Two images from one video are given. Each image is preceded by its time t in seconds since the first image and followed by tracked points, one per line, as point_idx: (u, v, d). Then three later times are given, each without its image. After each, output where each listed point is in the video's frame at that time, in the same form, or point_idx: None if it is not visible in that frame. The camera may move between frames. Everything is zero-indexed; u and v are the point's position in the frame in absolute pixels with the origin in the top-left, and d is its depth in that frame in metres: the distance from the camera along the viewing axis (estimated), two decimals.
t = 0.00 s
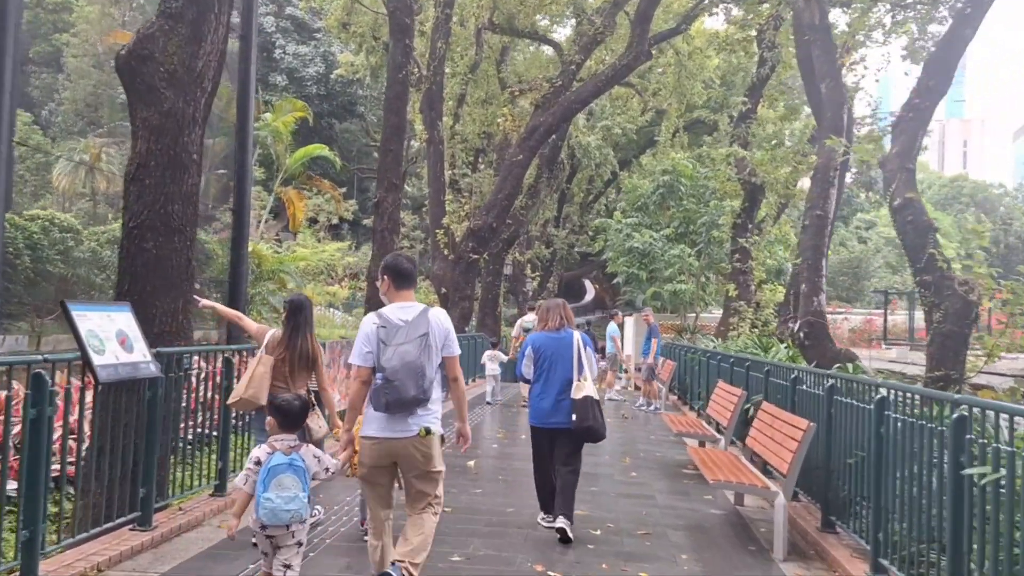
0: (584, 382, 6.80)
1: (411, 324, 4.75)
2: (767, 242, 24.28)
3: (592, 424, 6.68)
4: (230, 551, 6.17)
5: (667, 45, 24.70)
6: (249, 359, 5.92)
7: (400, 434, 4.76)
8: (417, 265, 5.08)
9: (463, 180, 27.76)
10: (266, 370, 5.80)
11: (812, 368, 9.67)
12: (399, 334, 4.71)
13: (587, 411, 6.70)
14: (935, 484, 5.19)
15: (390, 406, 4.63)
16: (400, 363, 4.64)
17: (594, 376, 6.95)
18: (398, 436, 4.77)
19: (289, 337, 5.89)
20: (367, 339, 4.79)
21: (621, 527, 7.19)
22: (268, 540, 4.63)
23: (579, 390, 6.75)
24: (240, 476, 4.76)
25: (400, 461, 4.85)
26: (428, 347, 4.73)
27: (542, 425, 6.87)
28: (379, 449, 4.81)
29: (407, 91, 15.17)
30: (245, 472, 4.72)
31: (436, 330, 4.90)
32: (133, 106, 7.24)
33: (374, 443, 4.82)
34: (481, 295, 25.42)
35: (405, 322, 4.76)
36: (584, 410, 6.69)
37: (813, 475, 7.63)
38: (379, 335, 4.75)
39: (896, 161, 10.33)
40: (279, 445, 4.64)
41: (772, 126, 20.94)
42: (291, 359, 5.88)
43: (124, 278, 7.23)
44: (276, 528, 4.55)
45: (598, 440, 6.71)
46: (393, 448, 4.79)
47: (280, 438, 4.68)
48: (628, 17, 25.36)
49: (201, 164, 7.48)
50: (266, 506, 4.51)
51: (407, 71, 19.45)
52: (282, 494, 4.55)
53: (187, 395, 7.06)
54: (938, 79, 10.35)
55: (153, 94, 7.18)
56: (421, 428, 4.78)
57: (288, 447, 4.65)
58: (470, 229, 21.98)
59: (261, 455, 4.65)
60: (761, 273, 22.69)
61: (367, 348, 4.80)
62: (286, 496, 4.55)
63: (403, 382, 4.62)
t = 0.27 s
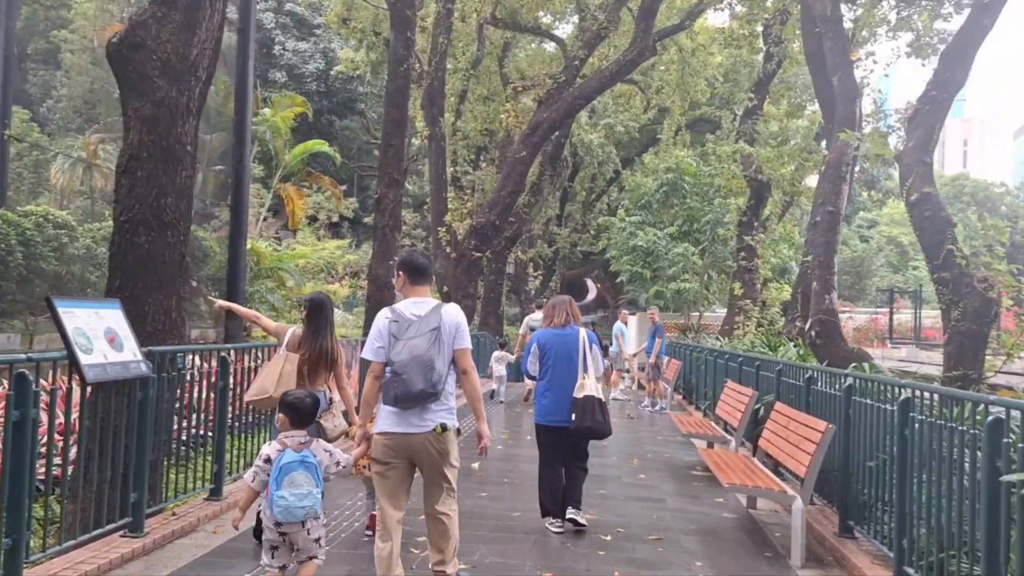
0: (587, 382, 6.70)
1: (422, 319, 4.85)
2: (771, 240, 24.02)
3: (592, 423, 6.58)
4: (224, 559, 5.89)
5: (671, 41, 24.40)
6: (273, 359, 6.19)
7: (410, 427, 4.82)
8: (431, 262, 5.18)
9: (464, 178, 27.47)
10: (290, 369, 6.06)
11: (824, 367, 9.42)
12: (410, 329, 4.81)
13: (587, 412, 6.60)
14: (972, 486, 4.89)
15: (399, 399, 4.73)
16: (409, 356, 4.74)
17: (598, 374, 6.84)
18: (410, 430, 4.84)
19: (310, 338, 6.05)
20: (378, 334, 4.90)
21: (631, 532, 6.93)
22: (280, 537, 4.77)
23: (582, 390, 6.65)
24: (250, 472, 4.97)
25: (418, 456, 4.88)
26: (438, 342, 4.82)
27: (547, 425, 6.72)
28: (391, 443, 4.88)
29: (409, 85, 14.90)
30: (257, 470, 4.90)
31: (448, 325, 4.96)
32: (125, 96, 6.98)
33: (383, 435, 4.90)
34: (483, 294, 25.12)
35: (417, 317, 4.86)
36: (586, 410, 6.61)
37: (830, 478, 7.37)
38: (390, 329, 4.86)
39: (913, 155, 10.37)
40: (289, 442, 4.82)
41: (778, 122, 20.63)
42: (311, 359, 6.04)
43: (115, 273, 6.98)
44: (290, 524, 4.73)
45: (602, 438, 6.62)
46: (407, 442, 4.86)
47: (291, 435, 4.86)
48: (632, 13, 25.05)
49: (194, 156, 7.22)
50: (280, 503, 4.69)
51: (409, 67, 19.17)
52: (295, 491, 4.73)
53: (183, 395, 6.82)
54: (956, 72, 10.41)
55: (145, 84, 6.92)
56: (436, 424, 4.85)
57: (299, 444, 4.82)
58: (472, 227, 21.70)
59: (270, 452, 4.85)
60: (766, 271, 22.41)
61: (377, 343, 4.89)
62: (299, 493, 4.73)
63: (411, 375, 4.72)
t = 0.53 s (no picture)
0: (595, 382, 6.41)
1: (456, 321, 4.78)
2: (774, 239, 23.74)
3: (599, 424, 6.28)
4: (216, 568, 5.62)
5: (672, 38, 24.10)
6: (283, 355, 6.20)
7: (441, 430, 4.76)
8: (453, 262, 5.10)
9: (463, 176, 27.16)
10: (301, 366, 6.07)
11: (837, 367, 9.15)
12: (445, 331, 4.73)
13: (595, 410, 6.31)
14: (1007, 486, 4.55)
15: (437, 403, 4.66)
16: (448, 360, 4.67)
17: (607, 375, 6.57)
18: (440, 434, 4.78)
19: (321, 333, 6.17)
20: (408, 336, 4.78)
21: (641, 537, 6.67)
22: (303, 537, 4.63)
23: (589, 390, 6.35)
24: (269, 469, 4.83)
25: (441, 458, 4.83)
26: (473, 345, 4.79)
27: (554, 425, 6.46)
28: (418, 446, 4.80)
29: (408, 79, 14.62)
30: (278, 468, 4.77)
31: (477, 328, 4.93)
32: (112, 83, 6.70)
33: (411, 438, 4.81)
34: (483, 293, 24.83)
35: (449, 319, 4.79)
36: (594, 410, 6.30)
37: (848, 483, 7.08)
38: (423, 332, 4.75)
39: (928, 146, 10.19)
40: (311, 440, 4.69)
41: (782, 119, 20.35)
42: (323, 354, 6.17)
43: (102, 268, 6.70)
44: (311, 523, 4.58)
45: (610, 440, 6.30)
46: (435, 445, 4.79)
47: (311, 434, 4.72)
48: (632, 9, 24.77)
49: (185, 147, 6.95)
50: (302, 501, 4.54)
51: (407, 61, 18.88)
52: (317, 490, 4.58)
53: (175, 395, 6.58)
54: (973, 61, 10.18)
55: (132, 71, 6.64)
56: (466, 426, 4.83)
57: (321, 441, 4.69)
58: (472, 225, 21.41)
59: (292, 451, 4.72)
60: (770, 269, 22.12)
61: (407, 345, 4.78)
62: (321, 491, 4.59)
63: (451, 379, 4.66)
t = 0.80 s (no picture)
0: (606, 378, 6.23)
1: (481, 315, 4.81)
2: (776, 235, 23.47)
3: (611, 420, 6.11)
4: None
5: (673, 32, 23.78)
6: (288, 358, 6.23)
7: (470, 424, 4.78)
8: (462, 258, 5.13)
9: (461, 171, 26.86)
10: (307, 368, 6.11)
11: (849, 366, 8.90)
12: (472, 326, 4.76)
13: (605, 407, 6.12)
14: None
15: (472, 398, 4.67)
16: (481, 354, 4.71)
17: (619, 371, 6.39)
18: (467, 430, 4.79)
19: (324, 334, 6.18)
20: (433, 333, 4.77)
21: (652, 544, 6.41)
22: (324, 536, 4.50)
23: (601, 386, 6.17)
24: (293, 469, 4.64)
25: (461, 453, 4.83)
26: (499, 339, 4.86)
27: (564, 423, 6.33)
28: (443, 443, 4.79)
29: (406, 73, 14.32)
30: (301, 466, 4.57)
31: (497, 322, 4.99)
32: (99, 72, 6.42)
33: (437, 433, 4.80)
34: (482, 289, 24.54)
35: (473, 313, 4.80)
36: (605, 407, 6.12)
37: (867, 487, 6.80)
38: (449, 327, 4.76)
39: (945, 138, 10.04)
40: (334, 439, 4.48)
41: (785, 114, 20.06)
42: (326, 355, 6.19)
43: (89, 265, 6.42)
44: (331, 523, 4.43)
45: (622, 437, 6.13)
46: (459, 440, 4.79)
47: (335, 432, 4.51)
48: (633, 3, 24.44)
49: (176, 140, 6.67)
50: (321, 500, 4.39)
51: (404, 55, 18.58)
52: (337, 489, 4.42)
53: (168, 396, 6.31)
54: (990, 51, 9.98)
55: (121, 58, 6.36)
56: (490, 420, 4.85)
57: (344, 441, 4.48)
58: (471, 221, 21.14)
59: (314, 448, 4.48)
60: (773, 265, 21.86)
61: (432, 341, 4.77)
62: (342, 491, 4.43)
63: (485, 373, 4.70)
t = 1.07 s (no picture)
0: (618, 372, 6.18)
1: (483, 312, 4.54)
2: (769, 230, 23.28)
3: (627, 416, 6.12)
4: None
5: (665, 25, 23.49)
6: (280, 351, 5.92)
7: (473, 425, 4.53)
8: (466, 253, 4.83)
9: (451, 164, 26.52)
10: (301, 361, 5.82)
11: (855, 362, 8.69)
12: (474, 323, 4.50)
13: (621, 400, 6.12)
14: None
15: (475, 399, 4.42)
16: (481, 353, 4.45)
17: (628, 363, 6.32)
18: (471, 429, 4.54)
19: (317, 324, 5.91)
20: (435, 333, 4.49)
21: (658, 546, 6.17)
22: (334, 534, 4.31)
23: (614, 379, 6.14)
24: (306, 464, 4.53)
25: (470, 452, 4.57)
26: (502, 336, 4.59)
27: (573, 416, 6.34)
28: (450, 442, 4.56)
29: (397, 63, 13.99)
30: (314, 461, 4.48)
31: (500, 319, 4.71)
32: (78, 53, 6.09)
33: (442, 433, 4.57)
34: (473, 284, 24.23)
35: (474, 312, 4.53)
36: (617, 401, 6.12)
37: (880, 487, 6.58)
38: (451, 327, 4.48)
39: (956, 128, 9.92)
40: (349, 436, 4.38)
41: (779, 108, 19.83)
42: (321, 345, 5.93)
43: (68, 256, 6.11)
44: (340, 521, 4.25)
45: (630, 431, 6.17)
46: (465, 439, 4.54)
47: (349, 430, 4.41)
48: None
49: (160, 124, 6.35)
50: (330, 497, 4.23)
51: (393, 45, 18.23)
52: (345, 487, 4.24)
53: (152, 394, 6.02)
54: (1001, 39, 9.84)
55: (100, 39, 6.03)
56: (495, 418, 4.58)
57: (358, 438, 4.38)
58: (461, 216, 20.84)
59: (329, 444, 4.39)
60: (766, 260, 21.67)
61: (435, 342, 4.49)
62: (350, 489, 4.24)
63: (487, 372, 4.44)
